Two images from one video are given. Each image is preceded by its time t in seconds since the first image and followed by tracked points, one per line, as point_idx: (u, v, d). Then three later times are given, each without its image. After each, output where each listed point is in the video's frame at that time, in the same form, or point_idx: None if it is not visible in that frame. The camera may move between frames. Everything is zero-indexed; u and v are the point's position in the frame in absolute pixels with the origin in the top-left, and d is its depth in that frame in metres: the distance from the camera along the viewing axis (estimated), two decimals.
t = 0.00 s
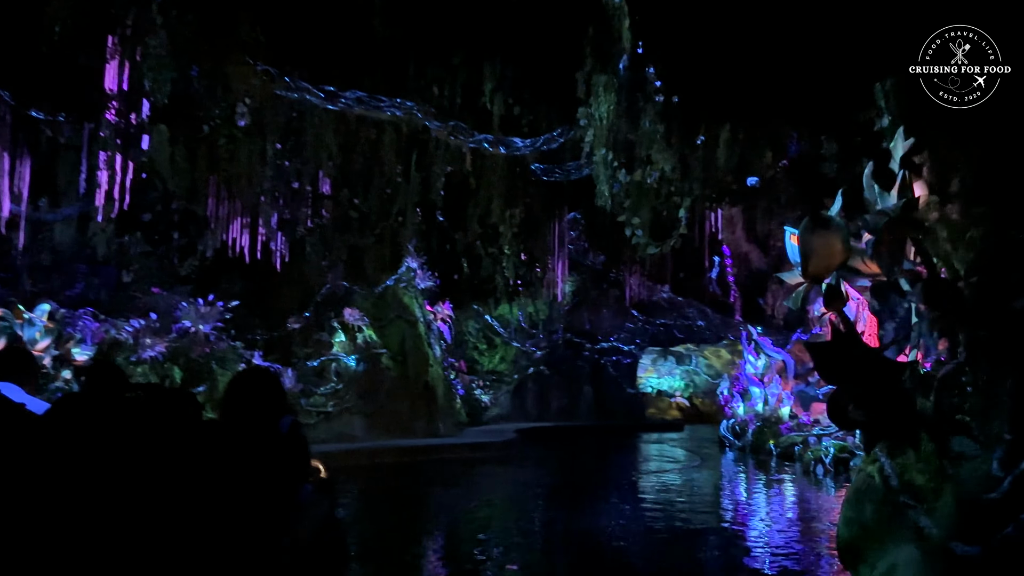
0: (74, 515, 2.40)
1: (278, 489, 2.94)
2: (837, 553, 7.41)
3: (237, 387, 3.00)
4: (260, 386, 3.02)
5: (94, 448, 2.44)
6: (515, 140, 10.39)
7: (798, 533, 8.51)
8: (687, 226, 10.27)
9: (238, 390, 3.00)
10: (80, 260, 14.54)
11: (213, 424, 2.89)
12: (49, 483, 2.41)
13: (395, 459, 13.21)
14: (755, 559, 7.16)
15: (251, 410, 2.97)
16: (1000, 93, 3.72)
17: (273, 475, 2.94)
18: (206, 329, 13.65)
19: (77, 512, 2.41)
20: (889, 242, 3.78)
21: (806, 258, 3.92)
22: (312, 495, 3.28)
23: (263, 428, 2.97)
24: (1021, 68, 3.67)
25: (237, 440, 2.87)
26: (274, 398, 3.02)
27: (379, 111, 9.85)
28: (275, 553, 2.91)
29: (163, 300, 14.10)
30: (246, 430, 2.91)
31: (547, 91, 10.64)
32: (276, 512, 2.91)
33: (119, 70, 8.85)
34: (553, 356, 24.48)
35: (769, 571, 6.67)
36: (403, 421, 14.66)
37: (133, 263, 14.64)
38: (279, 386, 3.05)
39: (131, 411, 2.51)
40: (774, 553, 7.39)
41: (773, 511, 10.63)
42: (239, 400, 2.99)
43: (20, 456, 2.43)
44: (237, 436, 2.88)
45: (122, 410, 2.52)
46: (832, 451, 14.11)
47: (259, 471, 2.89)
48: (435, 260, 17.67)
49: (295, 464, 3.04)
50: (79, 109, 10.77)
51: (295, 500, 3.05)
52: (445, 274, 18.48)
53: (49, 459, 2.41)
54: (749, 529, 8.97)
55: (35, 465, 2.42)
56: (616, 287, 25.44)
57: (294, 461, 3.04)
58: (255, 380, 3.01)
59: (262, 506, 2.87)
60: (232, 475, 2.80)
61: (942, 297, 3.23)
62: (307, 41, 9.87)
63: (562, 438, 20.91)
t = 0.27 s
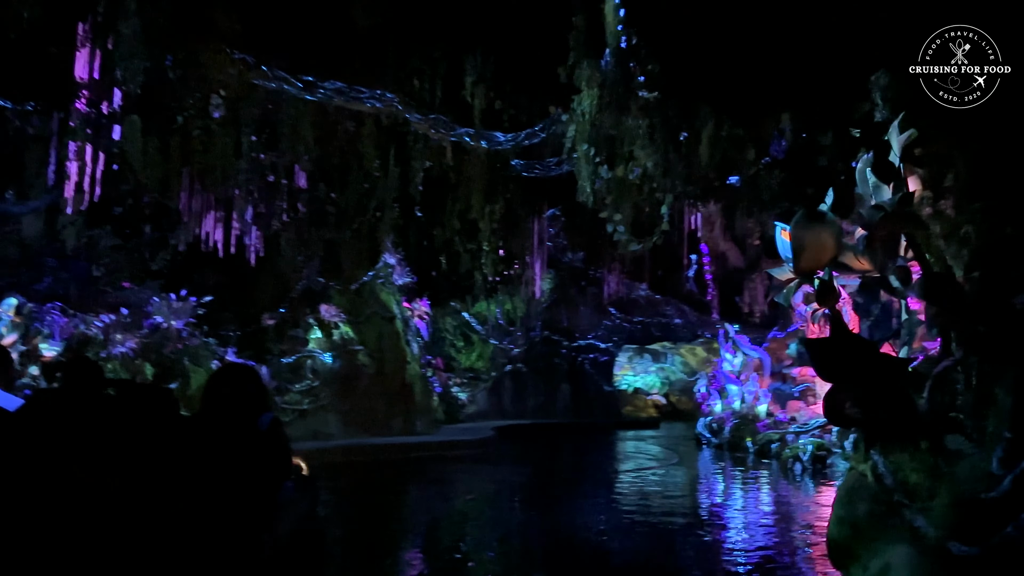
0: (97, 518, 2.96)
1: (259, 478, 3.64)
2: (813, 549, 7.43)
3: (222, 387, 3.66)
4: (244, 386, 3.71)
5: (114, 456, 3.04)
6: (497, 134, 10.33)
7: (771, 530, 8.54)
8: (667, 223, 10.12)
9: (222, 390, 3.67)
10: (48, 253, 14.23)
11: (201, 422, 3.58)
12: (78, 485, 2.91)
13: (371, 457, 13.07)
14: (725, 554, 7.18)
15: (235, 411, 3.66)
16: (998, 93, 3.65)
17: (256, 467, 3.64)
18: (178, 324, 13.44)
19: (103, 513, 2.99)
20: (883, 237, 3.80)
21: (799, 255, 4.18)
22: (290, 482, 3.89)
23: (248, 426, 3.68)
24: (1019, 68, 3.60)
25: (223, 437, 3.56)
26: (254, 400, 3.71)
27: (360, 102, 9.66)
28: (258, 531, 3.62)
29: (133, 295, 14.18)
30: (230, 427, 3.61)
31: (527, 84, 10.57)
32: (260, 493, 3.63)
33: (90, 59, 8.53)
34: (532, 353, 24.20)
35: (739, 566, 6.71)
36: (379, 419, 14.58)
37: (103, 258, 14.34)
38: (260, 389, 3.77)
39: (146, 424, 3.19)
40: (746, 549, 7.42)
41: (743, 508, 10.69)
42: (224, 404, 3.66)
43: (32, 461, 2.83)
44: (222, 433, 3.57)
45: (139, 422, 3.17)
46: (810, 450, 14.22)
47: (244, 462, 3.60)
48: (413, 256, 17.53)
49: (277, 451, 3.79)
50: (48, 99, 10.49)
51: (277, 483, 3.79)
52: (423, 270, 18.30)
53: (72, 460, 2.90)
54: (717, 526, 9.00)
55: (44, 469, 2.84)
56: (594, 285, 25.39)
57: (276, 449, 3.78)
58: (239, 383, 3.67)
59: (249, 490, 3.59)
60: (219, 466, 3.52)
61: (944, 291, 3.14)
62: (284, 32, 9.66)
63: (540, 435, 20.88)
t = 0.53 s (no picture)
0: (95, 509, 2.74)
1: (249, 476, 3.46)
2: (801, 549, 7.41)
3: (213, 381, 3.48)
4: (241, 382, 3.53)
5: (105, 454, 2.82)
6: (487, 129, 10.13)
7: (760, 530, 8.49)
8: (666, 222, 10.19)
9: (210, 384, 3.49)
10: (25, 247, 13.66)
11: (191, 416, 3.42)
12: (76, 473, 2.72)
13: (356, 456, 12.95)
14: (712, 554, 7.13)
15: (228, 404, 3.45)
16: (999, 92, 3.58)
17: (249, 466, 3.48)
18: (159, 321, 13.13)
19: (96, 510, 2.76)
20: (890, 233, 3.75)
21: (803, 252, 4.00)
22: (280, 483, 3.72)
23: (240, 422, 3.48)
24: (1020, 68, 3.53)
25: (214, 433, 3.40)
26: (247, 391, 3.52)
27: (349, 94, 9.66)
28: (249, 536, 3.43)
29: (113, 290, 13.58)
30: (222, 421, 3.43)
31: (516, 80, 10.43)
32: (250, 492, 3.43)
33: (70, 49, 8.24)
34: (515, 350, 24.34)
35: (724, 566, 6.67)
36: (363, 417, 14.50)
37: (81, 252, 13.97)
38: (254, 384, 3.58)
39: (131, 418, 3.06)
40: (732, 549, 7.38)
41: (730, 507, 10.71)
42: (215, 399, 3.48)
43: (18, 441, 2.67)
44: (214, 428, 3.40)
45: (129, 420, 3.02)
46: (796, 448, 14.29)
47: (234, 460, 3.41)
48: (397, 252, 17.35)
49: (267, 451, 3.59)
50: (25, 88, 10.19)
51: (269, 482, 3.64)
52: (406, 266, 18.11)
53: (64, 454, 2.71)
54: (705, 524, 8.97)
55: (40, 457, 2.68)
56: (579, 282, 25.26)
57: (267, 451, 3.59)
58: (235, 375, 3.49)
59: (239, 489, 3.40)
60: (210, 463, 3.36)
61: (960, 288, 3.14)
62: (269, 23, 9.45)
63: (524, 434, 20.82)
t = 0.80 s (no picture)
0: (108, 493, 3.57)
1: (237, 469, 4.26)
2: (792, 548, 7.42)
3: (210, 385, 4.19)
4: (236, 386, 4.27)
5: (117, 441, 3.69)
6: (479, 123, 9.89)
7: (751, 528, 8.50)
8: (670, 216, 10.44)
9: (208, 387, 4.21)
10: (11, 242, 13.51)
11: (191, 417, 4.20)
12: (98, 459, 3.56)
13: (346, 454, 12.83)
14: (702, 552, 7.14)
15: (223, 408, 4.21)
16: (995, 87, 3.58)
17: (238, 461, 4.28)
18: (146, 318, 12.94)
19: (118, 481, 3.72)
20: (899, 229, 3.75)
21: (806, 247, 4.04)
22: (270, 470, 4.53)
23: (235, 424, 4.25)
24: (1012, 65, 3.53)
25: (207, 433, 4.19)
26: (240, 397, 4.26)
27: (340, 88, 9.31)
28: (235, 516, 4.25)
29: (99, 286, 13.40)
30: (218, 423, 4.21)
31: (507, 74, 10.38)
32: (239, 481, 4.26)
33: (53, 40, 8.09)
34: (506, 348, 24.05)
35: (713, 565, 6.68)
36: (353, 415, 14.39)
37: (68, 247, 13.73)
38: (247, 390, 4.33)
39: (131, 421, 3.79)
40: (722, 548, 7.40)
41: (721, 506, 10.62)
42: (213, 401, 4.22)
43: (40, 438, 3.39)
44: (207, 428, 4.19)
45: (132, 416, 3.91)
46: (788, 447, 14.22)
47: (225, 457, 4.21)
48: (388, 249, 17.26)
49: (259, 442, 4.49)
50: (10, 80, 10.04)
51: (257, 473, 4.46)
52: (397, 263, 17.98)
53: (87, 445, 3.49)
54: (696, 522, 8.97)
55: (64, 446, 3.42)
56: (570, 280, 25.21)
57: (258, 442, 4.49)
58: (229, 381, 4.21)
59: (228, 479, 4.22)
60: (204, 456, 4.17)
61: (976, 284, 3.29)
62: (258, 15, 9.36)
63: (514, 432, 20.75)
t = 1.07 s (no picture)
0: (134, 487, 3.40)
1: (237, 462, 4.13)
2: (785, 547, 7.39)
3: (208, 380, 4.07)
4: (231, 381, 4.13)
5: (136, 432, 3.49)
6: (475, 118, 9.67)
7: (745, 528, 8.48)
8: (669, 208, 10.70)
9: (207, 382, 4.08)
10: None
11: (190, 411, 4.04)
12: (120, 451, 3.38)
13: (334, 454, 12.70)
14: (693, 553, 7.08)
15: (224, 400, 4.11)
16: (999, 92, 3.61)
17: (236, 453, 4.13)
18: (130, 315, 12.72)
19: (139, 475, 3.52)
20: (912, 226, 3.79)
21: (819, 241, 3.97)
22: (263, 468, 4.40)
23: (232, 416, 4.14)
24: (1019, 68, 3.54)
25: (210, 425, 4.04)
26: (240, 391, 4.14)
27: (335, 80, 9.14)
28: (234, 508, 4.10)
29: (82, 281, 13.11)
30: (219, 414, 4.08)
31: (501, 71, 10.28)
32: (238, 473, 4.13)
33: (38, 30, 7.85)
34: (493, 346, 24.05)
35: (703, 564, 6.63)
36: (342, 414, 14.09)
37: (49, 242, 13.44)
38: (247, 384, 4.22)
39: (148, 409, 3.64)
40: (714, 548, 7.35)
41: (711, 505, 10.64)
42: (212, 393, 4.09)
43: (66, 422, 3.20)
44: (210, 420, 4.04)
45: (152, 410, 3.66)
46: (779, 447, 14.25)
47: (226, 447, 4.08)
48: (375, 246, 17.09)
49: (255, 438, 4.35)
50: None
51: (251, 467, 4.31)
52: (385, 260, 17.85)
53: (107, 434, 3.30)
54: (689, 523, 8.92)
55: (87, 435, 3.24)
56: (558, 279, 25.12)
57: (252, 438, 4.34)
58: (229, 376, 4.09)
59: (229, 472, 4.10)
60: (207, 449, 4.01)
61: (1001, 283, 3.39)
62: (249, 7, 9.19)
63: (502, 430, 20.74)
